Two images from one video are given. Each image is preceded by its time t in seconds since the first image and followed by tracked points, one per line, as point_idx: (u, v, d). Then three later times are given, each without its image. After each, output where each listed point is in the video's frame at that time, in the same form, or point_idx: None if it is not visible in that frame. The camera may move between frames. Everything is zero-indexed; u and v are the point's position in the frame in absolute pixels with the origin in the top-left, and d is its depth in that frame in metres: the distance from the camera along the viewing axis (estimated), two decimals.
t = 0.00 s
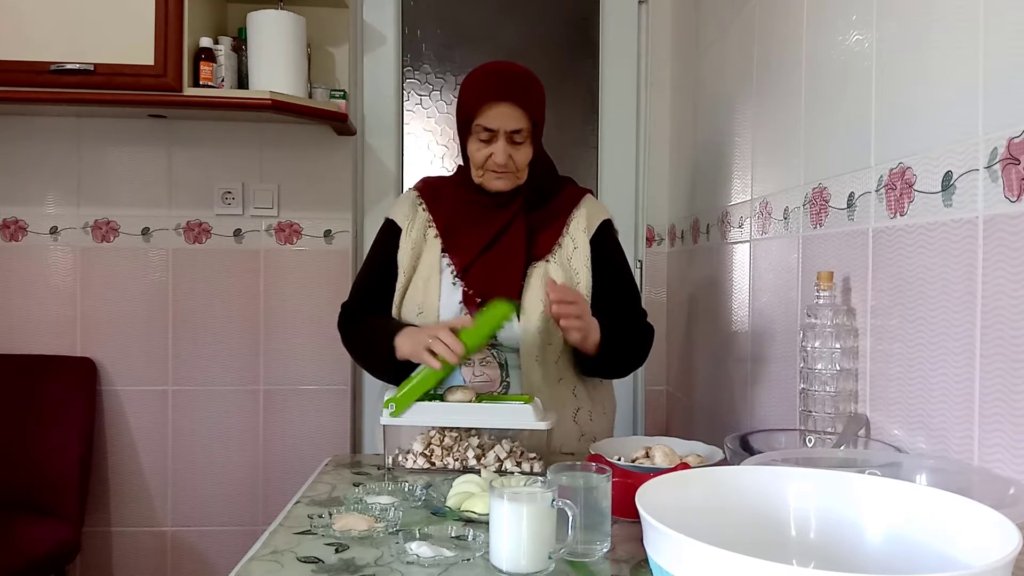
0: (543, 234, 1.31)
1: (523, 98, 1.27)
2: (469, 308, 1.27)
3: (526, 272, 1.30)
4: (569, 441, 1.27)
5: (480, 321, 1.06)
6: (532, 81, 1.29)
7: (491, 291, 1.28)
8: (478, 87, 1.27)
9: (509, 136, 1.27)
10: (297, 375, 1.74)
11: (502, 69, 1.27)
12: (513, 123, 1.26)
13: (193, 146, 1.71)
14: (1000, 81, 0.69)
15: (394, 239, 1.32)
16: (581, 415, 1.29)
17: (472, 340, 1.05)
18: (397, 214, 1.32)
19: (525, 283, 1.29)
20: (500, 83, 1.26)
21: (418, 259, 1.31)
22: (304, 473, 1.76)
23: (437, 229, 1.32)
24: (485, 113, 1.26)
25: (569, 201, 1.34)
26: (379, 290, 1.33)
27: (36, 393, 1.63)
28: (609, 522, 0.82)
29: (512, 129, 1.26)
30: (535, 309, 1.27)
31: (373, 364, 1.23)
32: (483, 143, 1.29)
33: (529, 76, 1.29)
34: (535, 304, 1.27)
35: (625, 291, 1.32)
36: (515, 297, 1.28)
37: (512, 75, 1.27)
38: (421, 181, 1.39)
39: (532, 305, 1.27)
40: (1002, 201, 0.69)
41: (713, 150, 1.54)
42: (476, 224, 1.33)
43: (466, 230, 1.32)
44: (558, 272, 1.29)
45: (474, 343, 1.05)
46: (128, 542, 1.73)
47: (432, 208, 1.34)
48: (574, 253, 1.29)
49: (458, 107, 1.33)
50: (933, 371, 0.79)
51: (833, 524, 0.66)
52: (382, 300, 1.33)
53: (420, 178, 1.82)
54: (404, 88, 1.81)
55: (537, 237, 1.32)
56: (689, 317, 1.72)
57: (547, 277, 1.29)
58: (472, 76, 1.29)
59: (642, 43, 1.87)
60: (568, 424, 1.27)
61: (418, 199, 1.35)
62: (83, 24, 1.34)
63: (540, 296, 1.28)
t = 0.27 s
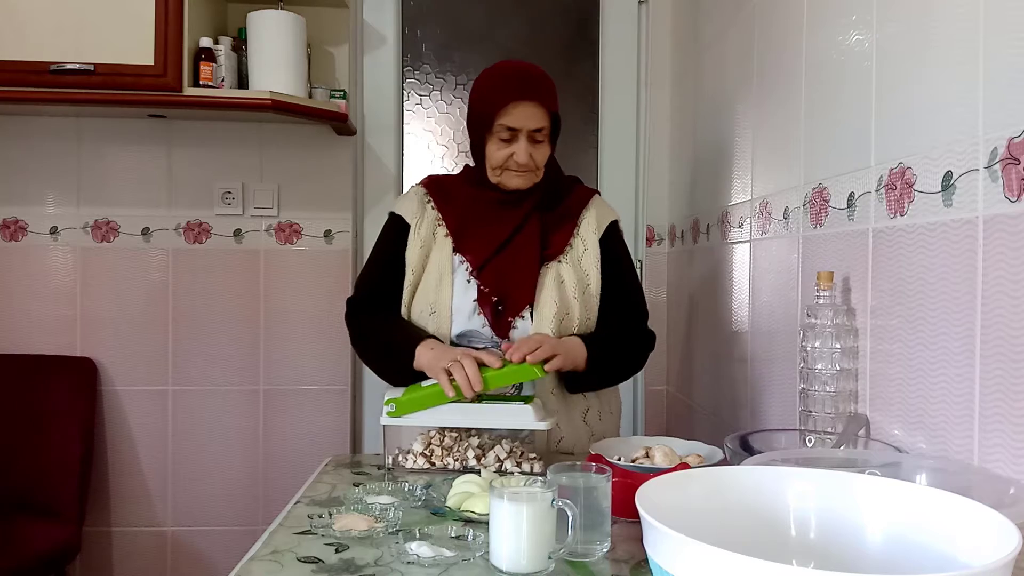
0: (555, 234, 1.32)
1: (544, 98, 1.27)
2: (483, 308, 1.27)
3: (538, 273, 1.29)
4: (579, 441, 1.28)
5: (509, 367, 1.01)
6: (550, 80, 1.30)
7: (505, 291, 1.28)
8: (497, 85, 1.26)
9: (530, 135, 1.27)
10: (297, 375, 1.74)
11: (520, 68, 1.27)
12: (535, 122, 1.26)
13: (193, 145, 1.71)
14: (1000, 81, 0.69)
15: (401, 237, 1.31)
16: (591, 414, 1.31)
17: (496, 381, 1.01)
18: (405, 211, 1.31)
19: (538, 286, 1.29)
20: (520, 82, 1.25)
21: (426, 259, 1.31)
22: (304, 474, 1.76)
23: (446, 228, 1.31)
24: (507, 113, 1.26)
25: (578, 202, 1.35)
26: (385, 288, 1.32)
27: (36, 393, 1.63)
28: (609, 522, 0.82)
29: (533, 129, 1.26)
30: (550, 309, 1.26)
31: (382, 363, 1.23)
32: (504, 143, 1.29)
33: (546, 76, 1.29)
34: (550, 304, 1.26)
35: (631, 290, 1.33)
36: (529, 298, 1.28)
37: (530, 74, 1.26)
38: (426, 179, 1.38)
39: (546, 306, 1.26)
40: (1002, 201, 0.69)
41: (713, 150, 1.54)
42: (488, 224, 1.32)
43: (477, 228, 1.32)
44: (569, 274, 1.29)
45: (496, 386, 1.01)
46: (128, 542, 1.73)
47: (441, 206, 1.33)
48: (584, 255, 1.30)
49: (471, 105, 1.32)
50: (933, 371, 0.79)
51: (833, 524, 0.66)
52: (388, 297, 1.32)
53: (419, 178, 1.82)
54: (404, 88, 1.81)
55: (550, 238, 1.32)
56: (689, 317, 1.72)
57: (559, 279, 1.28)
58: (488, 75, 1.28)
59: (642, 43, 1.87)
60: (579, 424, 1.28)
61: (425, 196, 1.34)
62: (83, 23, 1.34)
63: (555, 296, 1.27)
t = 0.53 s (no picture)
0: (560, 231, 1.31)
1: (557, 95, 1.27)
2: (487, 303, 1.27)
3: (544, 267, 1.29)
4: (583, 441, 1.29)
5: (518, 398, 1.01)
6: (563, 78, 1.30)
7: (509, 286, 1.27)
8: (509, 82, 1.26)
9: (542, 132, 1.28)
10: (297, 375, 1.74)
11: (533, 65, 1.27)
12: (548, 119, 1.26)
13: (193, 145, 1.71)
14: (999, 81, 0.69)
15: (405, 230, 1.32)
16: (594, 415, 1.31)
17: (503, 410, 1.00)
18: (409, 205, 1.32)
19: (543, 280, 1.29)
20: (533, 79, 1.25)
21: (430, 253, 1.31)
22: (304, 474, 1.76)
23: (450, 223, 1.31)
24: (520, 109, 1.26)
25: (584, 199, 1.34)
26: (389, 283, 1.31)
27: (36, 393, 1.63)
28: (609, 522, 0.82)
29: (546, 126, 1.26)
30: (553, 305, 1.27)
31: (383, 359, 1.24)
32: (515, 139, 1.29)
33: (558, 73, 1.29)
34: (554, 299, 1.27)
35: (639, 287, 1.31)
36: (534, 294, 1.27)
37: (542, 71, 1.27)
38: (432, 173, 1.39)
39: (550, 302, 1.27)
40: (1002, 201, 0.68)
41: (713, 150, 1.54)
42: (493, 219, 1.32)
43: (482, 224, 1.31)
44: (575, 269, 1.29)
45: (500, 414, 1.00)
46: (128, 542, 1.73)
47: (446, 201, 1.33)
48: (590, 250, 1.30)
49: (481, 102, 1.32)
50: (933, 371, 0.78)
51: (833, 524, 0.66)
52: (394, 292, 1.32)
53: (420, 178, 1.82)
54: (404, 88, 1.81)
55: (556, 233, 1.31)
56: (689, 317, 1.72)
57: (564, 274, 1.29)
58: (498, 72, 1.29)
59: (642, 43, 1.87)
60: (583, 426, 1.29)
61: (429, 190, 1.35)
62: (83, 23, 1.34)
63: (558, 292, 1.27)
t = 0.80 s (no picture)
0: (565, 231, 1.31)
1: (562, 93, 1.27)
2: (493, 302, 1.26)
3: (549, 268, 1.29)
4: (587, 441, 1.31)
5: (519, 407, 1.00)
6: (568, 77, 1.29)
7: (515, 286, 1.27)
8: (515, 79, 1.26)
9: (547, 130, 1.27)
10: (297, 375, 1.74)
11: (538, 63, 1.26)
12: (553, 116, 1.26)
13: (193, 145, 1.71)
14: (999, 82, 0.69)
15: (411, 230, 1.32)
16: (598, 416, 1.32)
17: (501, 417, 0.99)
18: (415, 205, 1.32)
19: (549, 280, 1.28)
20: (539, 76, 1.25)
21: (435, 253, 1.31)
22: (304, 474, 1.76)
23: (455, 222, 1.31)
24: (526, 107, 1.25)
25: (589, 199, 1.34)
26: (392, 284, 1.30)
27: (37, 393, 1.63)
28: (609, 522, 0.82)
29: (551, 123, 1.26)
30: (559, 305, 1.26)
31: (388, 359, 1.24)
32: (521, 138, 1.28)
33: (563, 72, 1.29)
34: (559, 300, 1.26)
35: (642, 289, 1.33)
36: (540, 294, 1.27)
37: (548, 70, 1.26)
38: (437, 174, 1.39)
39: (555, 302, 1.26)
40: (1001, 201, 0.69)
41: (713, 150, 1.54)
42: (499, 219, 1.32)
43: (488, 224, 1.31)
44: (580, 269, 1.28)
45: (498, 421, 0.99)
46: (128, 542, 1.73)
47: (451, 200, 1.34)
48: (595, 251, 1.29)
49: (487, 101, 1.32)
50: (933, 370, 0.79)
51: (833, 524, 0.66)
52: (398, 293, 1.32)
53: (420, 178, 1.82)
54: (404, 88, 1.81)
55: (561, 233, 1.31)
56: (689, 317, 1.72)
57: (569, 274, 1.28)
58: (504, 70, 1.28)
59: (642, 42, 1.87)
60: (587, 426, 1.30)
61: (434, 190, 1.35)
62: (83, 23, 1.34)
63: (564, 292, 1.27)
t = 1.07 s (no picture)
0: (565, 234, 1.31)
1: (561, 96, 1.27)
2: (493, 309, 1.27)
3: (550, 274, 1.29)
4: (588, 441, 1.32)
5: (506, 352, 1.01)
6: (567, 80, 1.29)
7: (515, 291, 1.28)
8: (514, 82, 1.25)
9: (546, 134, 1.27)
10: (297, 375, 1.74)
11: (538, 65, 1.26)
12: (553, 120, 1.26)
13: (193, 145, 1.71)
14: (999, 82, 0.69)
15: (410, 236, 1.32)
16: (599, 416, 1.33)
17: (493, 370, 1.01)
18: (414, 211, 1.31)
19: (549, 286, 1.29)
20: (538, 79, 1.25)
21: (435, 258, 1.31)
22: (304, 474, 1.76)
23: (455, 228, 1.31)
24: (525, 111, 1.25)
25: (589, 203, 1.34)
26: (393, 286, 1.32)
27: (37, 393, 1.63)
28: (609, 522, 0.82)
29: (550, 127, 1.26)
30: (559, 311, 1.27)
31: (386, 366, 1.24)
32: (520, 141, 1.28)
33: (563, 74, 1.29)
34: (559, 306, 1.27)
35: (643, 291, 1.33)
36: (540, 299, 1.27)
37: (548, 73, 1.26)
38: (436, 178, 1.39)
39: (556, 308, 1.27)
40: (1001, 201, 0.69)
41: (713, 149, 1.54)
42: (499, 223, 1.32)
43: (488, 229, 1.31)
44: (579, 274, 1.29)
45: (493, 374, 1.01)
46: (127, 542, 1.73)
47: (451, 204, 1.33)
48: (595, 255, 1.30)
49: (486, 103, 1.32)
50: (933, 370, 0.79)
51: (833, 524, 0.66)
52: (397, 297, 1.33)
53: (420, 178, 1.82)
54: (404, 88, 1.81)
55: (562, 236, 1.31)
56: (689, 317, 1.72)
57: (569, 279, 1.29)
58: (503, 73, 1.28)
59: (642, 42, 1.87)
60: (588, 426, 1.31)
61: (434, 195, 1.34)
62: (83, 23, 1.34)
63: (564, 298, 1.27)
